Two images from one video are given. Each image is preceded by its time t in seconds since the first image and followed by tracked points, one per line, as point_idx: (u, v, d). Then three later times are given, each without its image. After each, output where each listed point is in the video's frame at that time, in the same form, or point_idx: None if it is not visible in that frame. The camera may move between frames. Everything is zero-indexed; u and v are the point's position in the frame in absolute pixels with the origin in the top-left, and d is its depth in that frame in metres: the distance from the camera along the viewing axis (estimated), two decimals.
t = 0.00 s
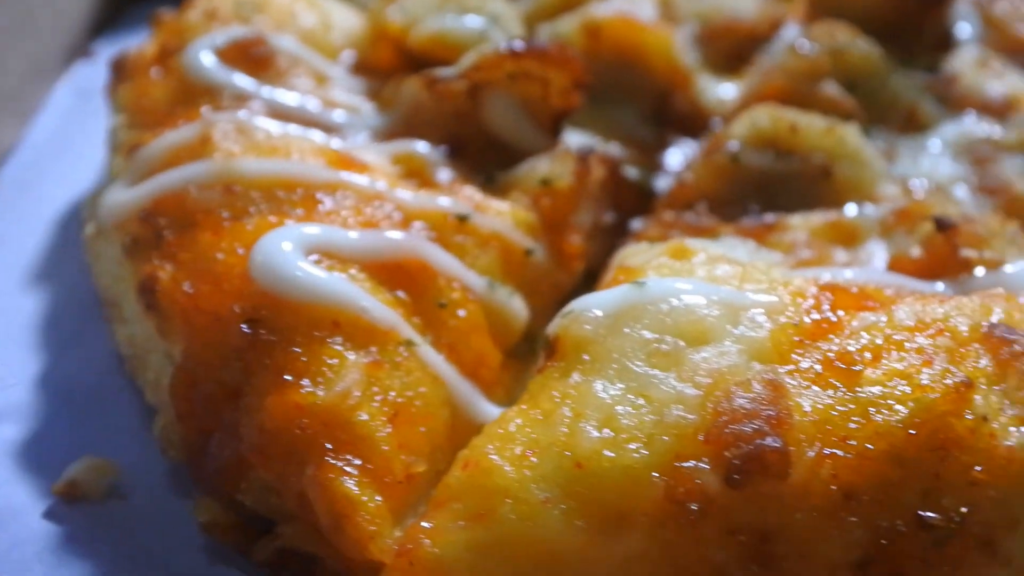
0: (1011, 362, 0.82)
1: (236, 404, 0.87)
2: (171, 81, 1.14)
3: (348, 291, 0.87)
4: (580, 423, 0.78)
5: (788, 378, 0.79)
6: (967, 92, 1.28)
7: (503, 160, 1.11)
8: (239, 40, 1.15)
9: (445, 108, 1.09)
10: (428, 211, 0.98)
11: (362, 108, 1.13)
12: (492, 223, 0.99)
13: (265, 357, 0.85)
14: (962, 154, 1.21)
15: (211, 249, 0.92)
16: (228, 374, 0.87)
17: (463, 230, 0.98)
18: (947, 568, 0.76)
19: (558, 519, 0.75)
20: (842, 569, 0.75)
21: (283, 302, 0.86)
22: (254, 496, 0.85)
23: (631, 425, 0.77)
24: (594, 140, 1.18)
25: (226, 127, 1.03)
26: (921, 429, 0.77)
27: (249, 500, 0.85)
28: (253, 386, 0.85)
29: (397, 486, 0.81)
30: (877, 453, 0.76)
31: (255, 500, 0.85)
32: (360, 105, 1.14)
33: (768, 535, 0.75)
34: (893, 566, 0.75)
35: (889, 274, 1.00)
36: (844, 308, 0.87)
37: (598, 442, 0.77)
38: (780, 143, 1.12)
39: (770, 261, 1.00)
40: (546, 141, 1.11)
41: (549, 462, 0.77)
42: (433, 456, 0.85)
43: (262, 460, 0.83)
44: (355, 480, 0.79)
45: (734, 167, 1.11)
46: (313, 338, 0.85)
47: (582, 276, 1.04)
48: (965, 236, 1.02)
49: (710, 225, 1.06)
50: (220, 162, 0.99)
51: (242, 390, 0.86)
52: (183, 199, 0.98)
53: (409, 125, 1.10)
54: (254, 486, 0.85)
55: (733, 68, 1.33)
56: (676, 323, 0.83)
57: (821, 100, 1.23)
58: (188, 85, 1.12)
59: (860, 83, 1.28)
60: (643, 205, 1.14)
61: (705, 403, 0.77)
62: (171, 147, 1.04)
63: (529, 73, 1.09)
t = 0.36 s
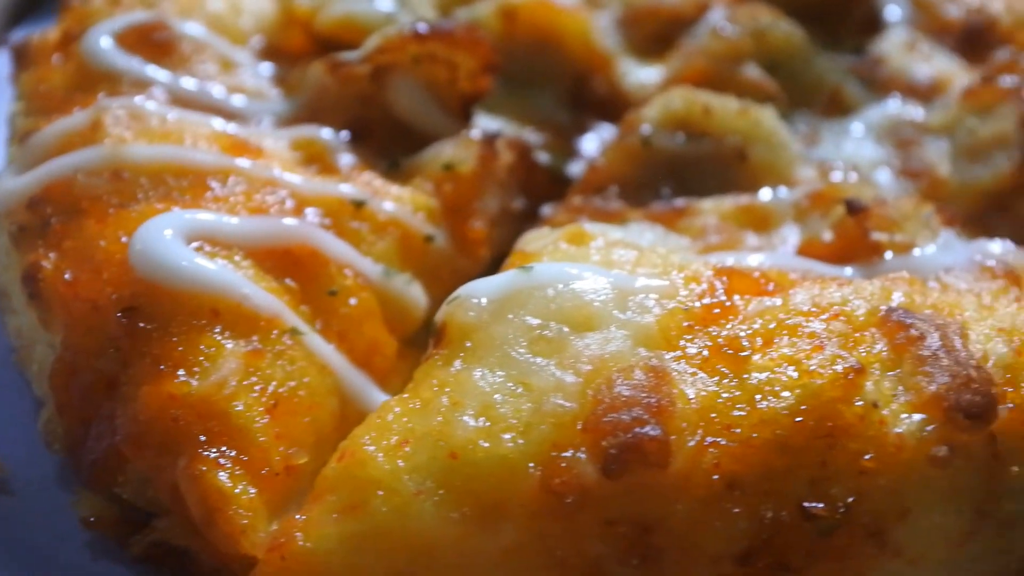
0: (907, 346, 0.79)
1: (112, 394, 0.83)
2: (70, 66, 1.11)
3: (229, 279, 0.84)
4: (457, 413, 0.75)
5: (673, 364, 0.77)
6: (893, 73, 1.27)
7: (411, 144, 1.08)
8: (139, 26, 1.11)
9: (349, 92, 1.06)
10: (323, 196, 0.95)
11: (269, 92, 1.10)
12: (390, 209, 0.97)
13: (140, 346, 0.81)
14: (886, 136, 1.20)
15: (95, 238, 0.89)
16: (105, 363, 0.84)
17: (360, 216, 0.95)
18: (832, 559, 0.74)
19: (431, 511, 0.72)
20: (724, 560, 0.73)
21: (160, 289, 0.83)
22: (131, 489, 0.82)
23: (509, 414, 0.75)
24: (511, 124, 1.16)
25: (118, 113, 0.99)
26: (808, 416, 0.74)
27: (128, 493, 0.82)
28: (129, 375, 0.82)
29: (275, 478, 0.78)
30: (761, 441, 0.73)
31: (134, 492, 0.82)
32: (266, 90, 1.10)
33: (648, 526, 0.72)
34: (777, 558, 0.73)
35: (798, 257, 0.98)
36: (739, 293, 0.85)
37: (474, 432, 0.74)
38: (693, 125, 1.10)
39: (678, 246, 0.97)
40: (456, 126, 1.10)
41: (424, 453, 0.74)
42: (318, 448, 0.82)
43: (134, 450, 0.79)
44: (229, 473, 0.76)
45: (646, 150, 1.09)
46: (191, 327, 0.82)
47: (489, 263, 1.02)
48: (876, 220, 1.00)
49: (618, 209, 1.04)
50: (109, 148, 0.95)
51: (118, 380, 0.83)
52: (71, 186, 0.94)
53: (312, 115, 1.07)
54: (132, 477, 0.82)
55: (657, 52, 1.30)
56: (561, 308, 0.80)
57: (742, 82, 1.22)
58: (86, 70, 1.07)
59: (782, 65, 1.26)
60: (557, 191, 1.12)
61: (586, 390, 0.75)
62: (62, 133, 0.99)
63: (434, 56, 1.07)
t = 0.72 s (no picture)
0: (813, 373, 0.78)
1: (10, 429, 0.81)
2: None
3: (131, 309, 0.82)
4: (352, 447, 0.74)
5: (572, 395, 0.76)
6: (830, 85, 1.27)
7: (332, 164, 1.08)
8: (59, 46, 1.09)
9: (269, 112, 1.06)
10: (237, 221, 0.94)
11: (192, 113, 1.09)
12: (304, 233, 0.96)
13: (38, 380, 0.80)
14: (821, 150, 1.20)
15: None
16: (3, 397, 0.82)
17: (273, 241, 0.94)
18: None
19: (323, 547, 0.71)
20: None
21: (60, 322, 0.82)
22: (30, 522, 0.80)
23: (403, 448, 0.73)
24: (441, 142, 1.16)
25: (29, 138, 0.97)
26: (706, 448, 0.73)
27: (26, 527, 0.80)
28: (27, 410, 0.80)
29: (173, 513, 0.75)
30: (657, 474, 0.72)
31: (31, 527, 0.80)
32: (190, 110, 1.09)
33: (544, 561, 0.72)
34: None
35: (720, 278, 0.96)
36: (649, 318, 0.84)
37: (367, 467, 0.73)
38: (620, 143, 1.09)
39: (599, 268, 0.96)
40: (381, 145, 1.09)
41: (317, 488, 0.72)
42: (223, 479, 0.79)
43: (28, 485, 0.78)
44: (123, 508, 0.74)
45: (572, 169, 1.08)
46: (90, 359, 0.81)
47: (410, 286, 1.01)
48: (797, 239, 0.99)
49: (541, 230, 1.03)
50: (18, 174, 0.92)
51: (16, 414, 0.81)
52: None
53: (233, 135, 1.06)
54: (29, 512, 0.80)
55: (594, 64, 1.28)
56: (462, 337, 0.79)
57: (676, 97, 1.21)
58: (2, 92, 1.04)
59: (717, 78, 1.26)
60: (487, 209, 1.10)
61: (482, 423, 0.74)
62: None
63: (356, 75, 1.06)
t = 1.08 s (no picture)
0: (734, 391, 0.82)
1: None
2: None
3: (86, 335, 0.86)
4: (293, 466, 0.78)
5: (502, 415, 0.79)
6: (780, 100, 1.30)
7: (289, 186, 1.13)
8: (22, 72, 1.11)
9: (227, 137, 1.10)
10: (192, 246, 0.98)
11: (154, 137, 1.13)
12: (258, 256, 1.00)
13: None
14: (769, 164, 1.24)
15: None
16: None
17: (227, 264, 0.98)
18: None
19: (264, 563, 0.74)
20: None
21: (17, 348, 0.85)
22: None
23: (340, 467, 0.77)
24: (397, 162, 1.20)
25: None
26: (628, 464, 0.77)
27: None
28: None
29: (124, 530, 0.78)
30: (581, 490, 0.76)
31: None
32: (152, 135, 1.13)
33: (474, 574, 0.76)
34: None
35: (660, 296, 1.00)
36: (582, 337, 0.88)
37: (306, 485, 0.76)
38: (567, 163, 1.13)
39: (543, 286, 0.99)
40: (337, 167, 1.13)
41: (258, 506, 0.76)
42: (175, 496, 0.83)
43: None
44: (76, 527, 0.77)
45: (521, 189, 1.12)
46: (45, 384, 0.84)
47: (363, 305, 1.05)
48: (734, 256, 1.03)
49: (489, 249, 1.07)
50: None
51: None
52: None
53: (193, 159, 1.11)
54: None
55: (551, 82, 1.30)
56: (400, 360, 0.83)
57: (627, 114, 1.24)
58: None
59: (667, 95, 1.30)
60: (440, 228, 1.15)
61: (415, 443, 0.78)
62: None
63: (310, 99, 1.11)
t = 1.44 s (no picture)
0: (698, 392, 0.88)
1: None
2: None
3: (94, 342, 0.92)
4: (288, 463, 0.83)
5: (483, 414, 0.86)
6: (750, 118, 1.37)
7: (281, 203, 1.20)
8: (29, 95, 1.18)
9: (222, 156, 1.17)
10: (191, 258, 1.04)
11: (153, 155, 1.19)
12: (253, 268, 1.06)
13: (9, 407, 0.89)
14: (738, 179, 1.30)
15: None
16: None
17: (224, 276, 1.04)
18: None
19: (262, 552, 0.80)
20: None
21: (30, 355, 0.91)
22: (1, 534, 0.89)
23: (332, 463, 0.83)
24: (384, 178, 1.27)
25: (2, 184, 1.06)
26: (598, 459, 0.84)
27: None
28: None
29: (131, 523, 0.84)
30: (555, 484, 0.82)
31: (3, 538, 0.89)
32: (151, 152, 1.19)
33: (456, 562, 0.82)
34: None
35: (632, 305, 1.06)
36: (557, 343, 0.94)
37: (301, 480, 0.82)
38: (544, 179, 1.19)
39: (522, 296, 1.06)
40: (327, 184, 1.20)
41: (256, 499, 0.82)
42: (177, 493, 0.89)
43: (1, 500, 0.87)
44: (86, 520, 0.83)
45: (501, 204, 1.18)
46: (56, 388, 0.90)
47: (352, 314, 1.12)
48: (702, 267, 1.09)
49: (471, 261, 1.13)
50: None
51: None
52: None
53: (191, 176, 1.17)
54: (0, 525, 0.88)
55: (530, 101, 1.37)
56: (387, 364, 0.89)
57: (603, 132, 1.31)
58: None
59: (641, 113, 1.36)
60: (424, 240, 1.21)
61: (401, 441, 0.84)
62: None
63: (301, 120, 1.17)
